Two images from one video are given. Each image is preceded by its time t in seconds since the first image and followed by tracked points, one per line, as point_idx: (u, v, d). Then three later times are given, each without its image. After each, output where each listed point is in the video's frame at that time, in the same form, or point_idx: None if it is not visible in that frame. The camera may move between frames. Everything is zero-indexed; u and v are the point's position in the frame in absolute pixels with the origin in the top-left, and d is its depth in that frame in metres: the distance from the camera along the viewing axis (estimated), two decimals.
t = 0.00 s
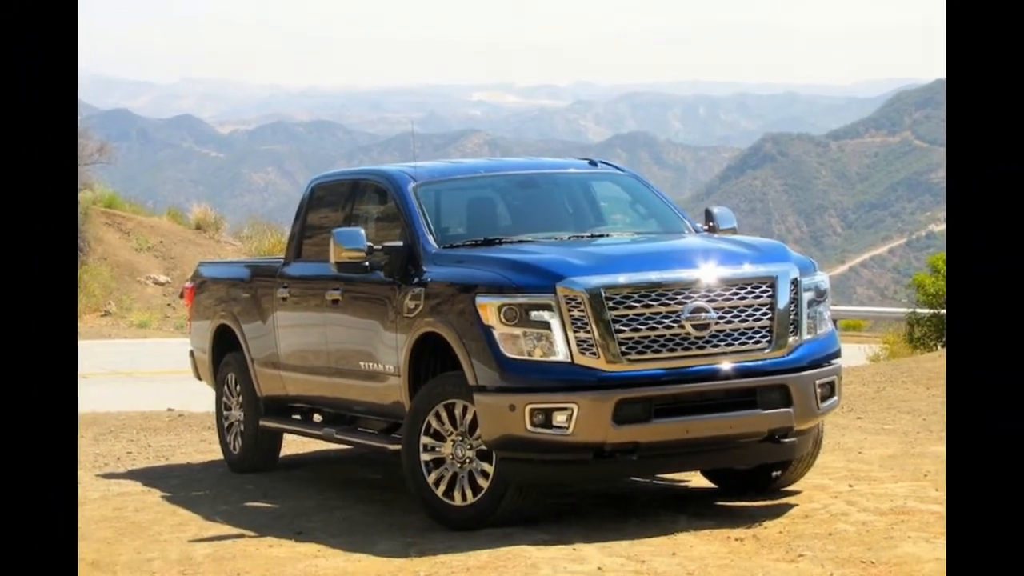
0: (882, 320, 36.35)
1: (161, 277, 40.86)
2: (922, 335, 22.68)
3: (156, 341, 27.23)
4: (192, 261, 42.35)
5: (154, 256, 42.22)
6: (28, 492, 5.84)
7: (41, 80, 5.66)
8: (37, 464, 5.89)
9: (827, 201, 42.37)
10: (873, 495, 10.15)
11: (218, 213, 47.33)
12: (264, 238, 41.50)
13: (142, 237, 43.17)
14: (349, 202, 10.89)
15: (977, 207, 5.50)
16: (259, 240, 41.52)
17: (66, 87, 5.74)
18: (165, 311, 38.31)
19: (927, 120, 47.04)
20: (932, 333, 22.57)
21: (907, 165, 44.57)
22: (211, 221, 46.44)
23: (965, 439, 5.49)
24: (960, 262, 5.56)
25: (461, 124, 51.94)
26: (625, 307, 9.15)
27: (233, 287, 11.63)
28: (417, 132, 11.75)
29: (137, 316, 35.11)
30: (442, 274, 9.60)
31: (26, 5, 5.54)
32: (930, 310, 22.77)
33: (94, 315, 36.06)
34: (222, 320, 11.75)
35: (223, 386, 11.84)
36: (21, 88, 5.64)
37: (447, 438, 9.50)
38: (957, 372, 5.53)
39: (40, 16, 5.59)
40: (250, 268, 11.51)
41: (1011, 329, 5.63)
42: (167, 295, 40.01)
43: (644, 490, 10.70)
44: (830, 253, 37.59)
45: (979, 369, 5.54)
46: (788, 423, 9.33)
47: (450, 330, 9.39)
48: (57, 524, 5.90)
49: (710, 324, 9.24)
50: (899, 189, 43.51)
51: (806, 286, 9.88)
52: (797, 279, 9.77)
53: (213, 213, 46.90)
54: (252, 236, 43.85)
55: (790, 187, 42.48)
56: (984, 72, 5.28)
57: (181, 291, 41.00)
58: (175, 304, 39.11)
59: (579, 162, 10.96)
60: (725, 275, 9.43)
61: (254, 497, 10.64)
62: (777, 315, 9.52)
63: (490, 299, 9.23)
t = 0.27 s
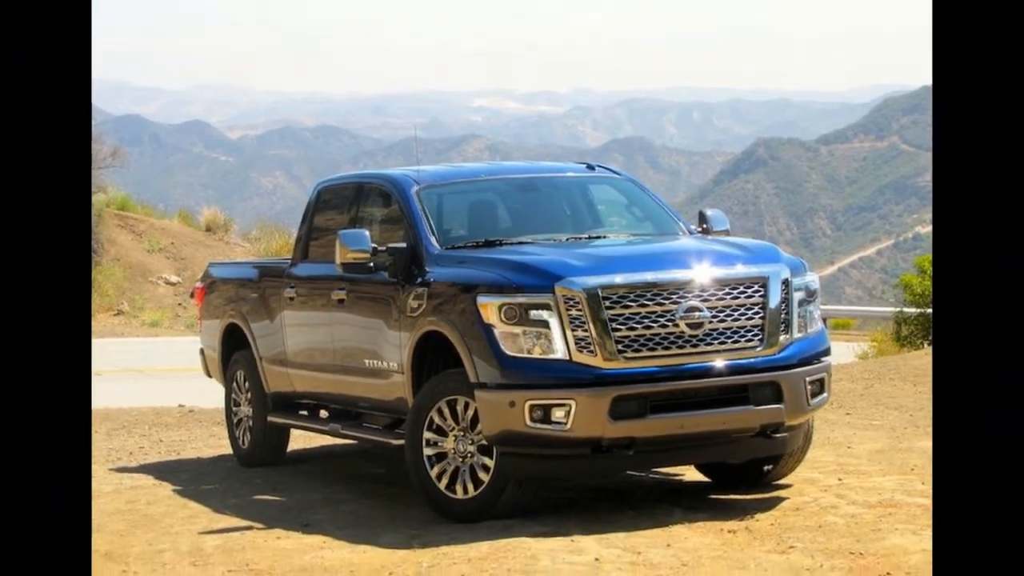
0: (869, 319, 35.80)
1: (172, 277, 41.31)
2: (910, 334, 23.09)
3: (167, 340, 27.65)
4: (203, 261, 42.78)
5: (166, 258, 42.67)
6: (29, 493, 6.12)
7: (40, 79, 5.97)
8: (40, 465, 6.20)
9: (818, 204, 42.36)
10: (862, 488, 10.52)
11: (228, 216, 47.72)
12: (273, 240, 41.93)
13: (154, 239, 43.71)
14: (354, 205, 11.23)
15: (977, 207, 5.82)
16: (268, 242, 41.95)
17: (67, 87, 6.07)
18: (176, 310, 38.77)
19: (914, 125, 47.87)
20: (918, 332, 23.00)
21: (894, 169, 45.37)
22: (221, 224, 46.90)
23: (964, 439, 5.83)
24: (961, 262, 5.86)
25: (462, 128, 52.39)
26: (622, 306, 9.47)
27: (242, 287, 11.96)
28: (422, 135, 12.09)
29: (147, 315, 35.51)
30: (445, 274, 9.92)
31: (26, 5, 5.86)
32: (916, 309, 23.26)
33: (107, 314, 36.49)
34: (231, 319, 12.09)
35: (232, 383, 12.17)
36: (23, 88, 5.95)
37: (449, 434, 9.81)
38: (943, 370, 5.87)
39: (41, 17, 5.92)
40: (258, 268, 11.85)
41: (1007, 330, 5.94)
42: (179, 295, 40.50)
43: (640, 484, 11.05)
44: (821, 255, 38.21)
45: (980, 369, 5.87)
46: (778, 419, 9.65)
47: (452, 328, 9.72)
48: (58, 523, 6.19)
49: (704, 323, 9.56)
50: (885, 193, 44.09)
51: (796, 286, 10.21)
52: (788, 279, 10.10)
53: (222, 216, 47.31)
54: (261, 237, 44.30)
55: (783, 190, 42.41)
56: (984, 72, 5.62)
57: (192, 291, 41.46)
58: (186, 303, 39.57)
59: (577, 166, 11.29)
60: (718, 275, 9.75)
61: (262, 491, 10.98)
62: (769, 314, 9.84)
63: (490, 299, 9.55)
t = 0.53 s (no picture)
0: (859, 318, 35.99)
1: (183, 277, 41.69)
2: (897, 332, 23.60)
3: (180, 338, 28.02)
4: (213, 262, 43.16)
5: (177, 259, 43.08)
6: (28, 492, 5.92)
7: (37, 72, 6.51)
8: (39, 465, 5.97)
9: (809, 206, 42.33)
10: (850, 482, 10.90)
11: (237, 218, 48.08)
12: (283, 241, 42.32)
13: (166, 240, 44.14)
14: (359, 208, 11.59)
15: (976, 209, 5.74)
16: (277, 244, 42.34)
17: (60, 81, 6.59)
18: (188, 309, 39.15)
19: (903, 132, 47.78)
20: (905, 330, 23.45)
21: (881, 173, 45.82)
22: (230, 225, 47.30)
23: (963, 438, 5.75)
24: (959, 263, 5.79)
25: (465, 133, 52.91)
26: (618, 305, 9.83)
27: (251, 287, 12.32)
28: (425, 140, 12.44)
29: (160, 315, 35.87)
30: (447, 274, 10.27)
31: None
32: (903, 308, 23.69)
33: (120, 313, 36.93)
34: (241, 318, 12.44)
35: (241, 380, 12.53)
36: (21, 89, 5.80)
37: (451, 429, 10.14)
38: (936, 367, 5.83)
39: (45, 17, 5.79)
40: (266, 269, 12.21)
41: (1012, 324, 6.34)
42: (190, 294, 40.90)
43: (635, 478, 11.42)
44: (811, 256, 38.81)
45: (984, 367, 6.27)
46: (769, 414, 9.98)
47: (453, 327, 10.07)
48: (57, 523, 5.98)
49: (698, 321, 9.91)
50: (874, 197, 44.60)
51: (787, 286, 10.56)
52: (779, 280, 10.44)
53: (232, 218, 47.68)
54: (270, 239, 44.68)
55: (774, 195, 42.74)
56: (981, 73, 5.58)
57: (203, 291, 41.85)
58: (197, 302, 39.95)
59: (575, 170, 11.64)
60: (712, 276, 10.11)
61: (270, 484, 11.36)
62: (761, 313, 10.19)
63: (491, 298, 9.90)
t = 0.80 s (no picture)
0: (848, 317, 36.46)
1: (194, 277, 42.09)
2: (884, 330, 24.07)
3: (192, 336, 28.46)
4: (224, 262, 43.58)
5: (188, 259, 43.50)
6: (28, 492, 6.31)
7: (39, 80, 6.20)
8: (39, 464, 6.38)
9: (798, 209, 42.94)
10: (838, 475, 11.30)
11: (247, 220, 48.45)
12: (291, 242, 42.72)
13: (177, 241, 44.56)
14: (364, 210, 11.97)
15: (976, 209, 6.30)
16: (286, 245, 42.74)
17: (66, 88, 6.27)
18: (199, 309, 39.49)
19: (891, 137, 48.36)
20: (892, 329, 23.87)
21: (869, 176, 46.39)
22: (240, 227, 47.68)
23: (964, 437, 6.37)
24: (960, 262, 6.38)
25: (466, 138, 53.43)
26: (614, 305, 10.19)
27: (260, 287, 12.71)
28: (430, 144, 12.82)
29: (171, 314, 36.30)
30: (449, 275, 10.65)
31: (25, 5, 6.10)
32: (890, 308, 24.12)
33: (133, 312, 37.39)
34: (250, 317, 12.83)
35: (251, 377, 12.92)
36: (21, 89, 6.17)
37: (453, 424, 10.50)
38: (933, 364, 6.43)
39: (41, 17, 6.17)
40: (275, 270, 12.59)
41: (1013, 328, 6.41)
42: (201, 294, 41.29)
43: (632, 472, 11.81)
44: (801, 256, 39.45)
45: (980, 369, 6.38)
46: (761, 410, 10.33)
47: (455, 326, 10.45)
48: (57, 524, 6.38)
49: (691, 320, 10.27)
50: (862, 199, 45.21)
51: (778, 286, 10.93)
52: (770, 280, 10.81)
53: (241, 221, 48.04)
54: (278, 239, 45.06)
55: (766, 197, 43.36)
56: (984, 71, 6.11)
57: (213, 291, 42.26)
58: (208, 302, 40.34)
59: (573, 174, 12.01)
60: (705, 276, 10.49)
61: (279, 477, 11.74)
62: (752, 312, 10.56)
63: (492, 298, 10.28)
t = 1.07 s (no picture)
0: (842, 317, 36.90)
1: (201, 278, 42.40)
2: (875, 329, 24.30)
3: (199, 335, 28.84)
4: (230, 263, 43.90)
5: (195, 260, 43.83)
6: (26, 491, 5.79)
7: (40, 79, 5.73)
8: (38, 463, 5.81)
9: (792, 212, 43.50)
10: (831, 471, 11.56)
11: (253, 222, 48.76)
12: (297, 245, 43.02)
13: (184, 243, 44.88)
14: (367, 212, 12.23)
15: (975, 209, 5.80)
16: (291, 247, 43.06)
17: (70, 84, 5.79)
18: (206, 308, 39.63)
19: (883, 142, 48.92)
20: (884, 328, 24.07)
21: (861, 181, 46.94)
22: (246, 229, 48.00)
23: (964, 437, 5.83)
24: (958, 263, 5.84)
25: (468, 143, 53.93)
26: (612, 304, 10.43)
27: (265, 287, 12.96)
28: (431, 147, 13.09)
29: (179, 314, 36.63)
30: (450, 275, 10.89)
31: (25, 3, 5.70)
32: (881, 308, 24.31)
33: (142, 312, 37.72)
34: (256, 316, 13.09)
35: (256, 374, 13.19)
36: (21, 89, 5.70)
37: (455, 421, 10.75)
38: (926, 361, 5.91)
39: (42, 16, 5.74)
40: (280, 270, 12.83)
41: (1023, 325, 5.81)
42: (208, 293, 41.54)
43: (629, 467, 12.07)
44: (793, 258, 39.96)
45: (979, 368, 5.83)
46: (755, 407, 10.57)
47: (457, 325, 10.69)
48: (57, 524, 5.85)
49: (687, 319, 10.51)
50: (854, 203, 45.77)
51: (772, 286, 11.17)
52: (764, 280, 11.07)
53: (247, 223, 48.35)
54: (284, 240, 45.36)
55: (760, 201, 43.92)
56: (981, 73, 5.68)
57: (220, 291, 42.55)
58: (215, 301, 40.62)
59: (571, 176, 12.27)
60: (701, 277, 10.74)
61: (284, 473, 12.00)
62: (746, 312, 10.81)
63: (492, 298, 10.52)
